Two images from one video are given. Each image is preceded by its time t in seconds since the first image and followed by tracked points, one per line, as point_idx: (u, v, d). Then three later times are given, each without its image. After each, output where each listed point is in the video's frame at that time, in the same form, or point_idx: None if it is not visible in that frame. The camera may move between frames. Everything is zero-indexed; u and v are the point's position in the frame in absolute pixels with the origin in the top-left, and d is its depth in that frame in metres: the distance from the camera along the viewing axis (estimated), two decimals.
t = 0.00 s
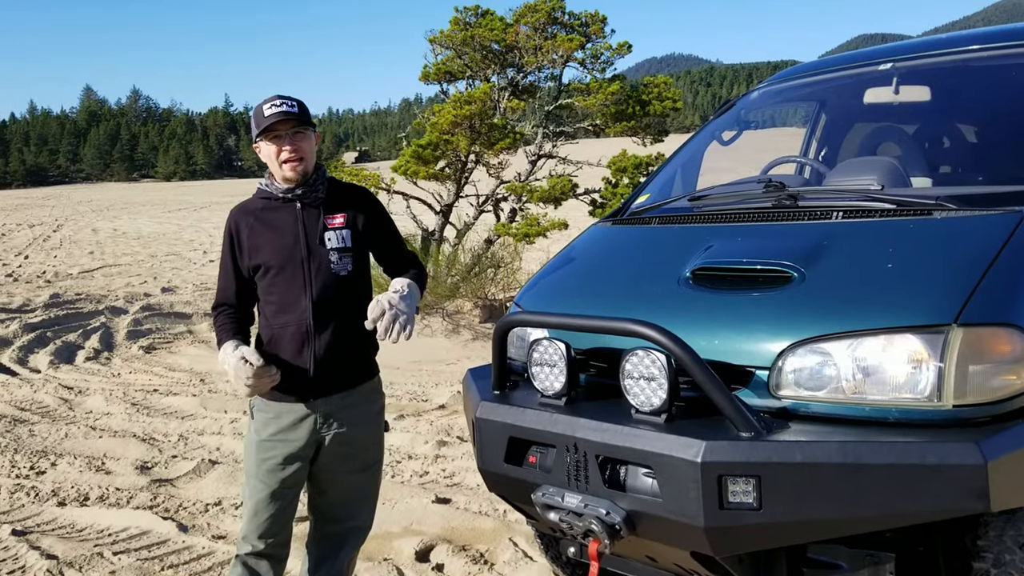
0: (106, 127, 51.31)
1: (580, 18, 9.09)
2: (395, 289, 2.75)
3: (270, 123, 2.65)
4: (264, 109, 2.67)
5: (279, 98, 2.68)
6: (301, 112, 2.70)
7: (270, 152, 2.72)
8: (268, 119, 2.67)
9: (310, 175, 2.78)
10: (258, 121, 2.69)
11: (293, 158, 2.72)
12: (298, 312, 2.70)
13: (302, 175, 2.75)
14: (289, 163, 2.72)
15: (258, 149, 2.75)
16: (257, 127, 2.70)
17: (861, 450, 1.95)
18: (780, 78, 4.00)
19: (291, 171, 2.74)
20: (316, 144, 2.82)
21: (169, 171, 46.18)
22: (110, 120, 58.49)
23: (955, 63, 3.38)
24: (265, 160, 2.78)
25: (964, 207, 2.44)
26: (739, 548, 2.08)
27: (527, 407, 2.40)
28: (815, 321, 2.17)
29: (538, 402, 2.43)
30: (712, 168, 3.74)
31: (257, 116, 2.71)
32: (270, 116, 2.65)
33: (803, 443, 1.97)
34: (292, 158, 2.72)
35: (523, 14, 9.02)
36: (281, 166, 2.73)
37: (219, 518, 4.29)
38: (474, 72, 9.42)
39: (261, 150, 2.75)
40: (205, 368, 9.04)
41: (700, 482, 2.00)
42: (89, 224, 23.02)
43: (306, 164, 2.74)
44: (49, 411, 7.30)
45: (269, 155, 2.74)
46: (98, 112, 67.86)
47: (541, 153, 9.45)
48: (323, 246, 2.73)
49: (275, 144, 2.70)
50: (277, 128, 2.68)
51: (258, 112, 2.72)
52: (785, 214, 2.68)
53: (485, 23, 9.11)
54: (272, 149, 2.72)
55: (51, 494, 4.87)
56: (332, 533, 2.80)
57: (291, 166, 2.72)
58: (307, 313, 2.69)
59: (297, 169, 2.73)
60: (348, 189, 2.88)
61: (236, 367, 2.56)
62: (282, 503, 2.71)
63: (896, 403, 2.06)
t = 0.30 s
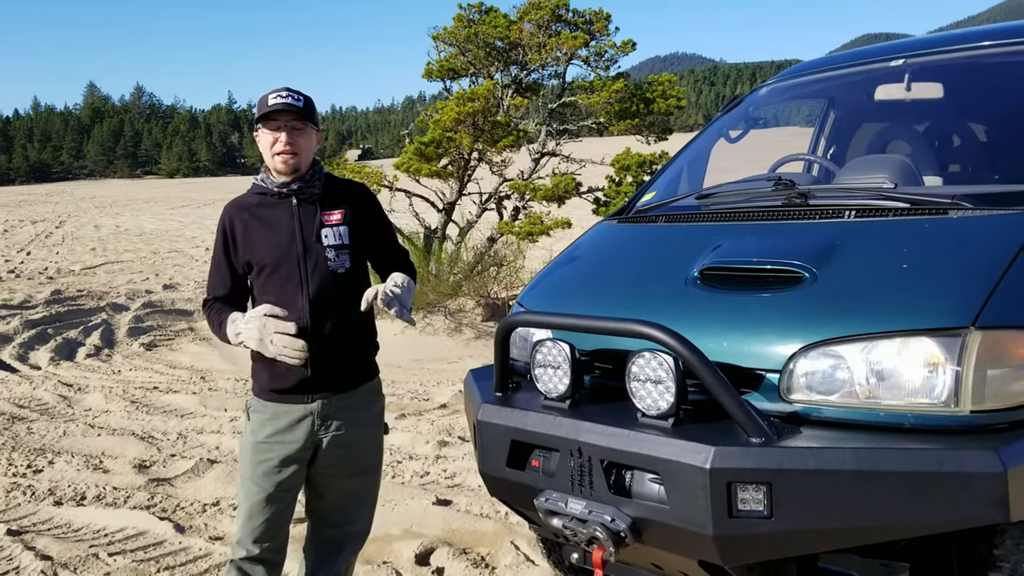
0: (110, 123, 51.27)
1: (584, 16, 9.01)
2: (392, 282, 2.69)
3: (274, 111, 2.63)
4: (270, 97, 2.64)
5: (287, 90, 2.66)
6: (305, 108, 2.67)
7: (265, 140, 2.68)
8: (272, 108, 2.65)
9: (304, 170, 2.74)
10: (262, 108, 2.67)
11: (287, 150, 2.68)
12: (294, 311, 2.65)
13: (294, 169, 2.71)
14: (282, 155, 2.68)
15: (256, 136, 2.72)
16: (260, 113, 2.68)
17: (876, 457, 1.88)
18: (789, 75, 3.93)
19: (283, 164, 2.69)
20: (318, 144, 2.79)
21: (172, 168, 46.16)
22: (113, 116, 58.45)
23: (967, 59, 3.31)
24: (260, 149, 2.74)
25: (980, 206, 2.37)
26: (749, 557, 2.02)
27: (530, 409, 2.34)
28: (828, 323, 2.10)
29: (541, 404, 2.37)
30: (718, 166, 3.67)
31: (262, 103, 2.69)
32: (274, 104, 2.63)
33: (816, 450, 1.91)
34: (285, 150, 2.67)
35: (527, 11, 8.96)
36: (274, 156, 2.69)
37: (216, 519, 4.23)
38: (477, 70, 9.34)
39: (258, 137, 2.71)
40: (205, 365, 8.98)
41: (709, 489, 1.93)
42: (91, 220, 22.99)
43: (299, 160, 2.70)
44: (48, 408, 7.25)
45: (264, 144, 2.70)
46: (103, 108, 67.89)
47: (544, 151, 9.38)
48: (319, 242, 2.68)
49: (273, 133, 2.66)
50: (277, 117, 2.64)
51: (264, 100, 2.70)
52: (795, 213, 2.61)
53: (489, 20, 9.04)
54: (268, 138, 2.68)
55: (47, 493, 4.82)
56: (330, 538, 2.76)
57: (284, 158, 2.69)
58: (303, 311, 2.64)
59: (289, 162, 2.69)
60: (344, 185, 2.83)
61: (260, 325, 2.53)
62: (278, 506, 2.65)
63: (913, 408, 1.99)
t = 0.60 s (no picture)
0: (113, 124, 51.25)
1: (586, 14, 8.92)
2: (381, 317, 2.66)
3: (286, 108, 2.59)
4: (283, 92, 2.61)
5: (302, 90, 2.62)
6: (317, 110, 2.64)
7: (268, 134, 2.64)
8: (284, 104, 2.60)
9: (300, 171, 2.71)
10: (272, 101, 2.62)
11: (288, 148, 2.65)
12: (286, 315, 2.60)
13: (290, 168, 2.68)
14: (283, 152, 2.65)
15: (258, 124, 2.68)
16: (269, 106, 2.63)
17: (896, 471, 1.79)
18: (797, 71, 3.83)
19: (282, 160, 2.66)
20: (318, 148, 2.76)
21: (174, 169, 46.12)
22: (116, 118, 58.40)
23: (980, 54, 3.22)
24: (258, 140, 2.69)
25: (1000, 206, 2.28)
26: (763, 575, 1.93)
27: (532, 419, 2.24)
28: (845, 328, 2.01)
29: (543, 413, 2.28)
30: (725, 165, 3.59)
31: (273, 96, 2.64)
32: (287, 102, 2.59)
33: (833, 463, 1.82)
34: (286, 147, 2.64)
35: (529, 10, 8.87)
36: (273, 150, 2.66)
37: (212, 527, 4.15)
38: (479, 69, 9.25)
39: (261, 127, 2.66)
40: (205, 367, 8.89)
41: (720, 504, 1.84)
42: (93, 222, 22.92)
43: (297, 160, 2.68)
44: (45, 412, 7.17)
45: (265, 136, 2.65)
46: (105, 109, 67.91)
47: (546, 151, 9.29)
48: (313, 244, 2.64)
49: (279, 129, 2.62)
50: (287, 114, 2.61)
51: (274, 93, 2.65)
52: (807, 213, 2.52)
53: (491, 20, 8.96)
54: (272, 132, 2.63)
55: (42, 500, 4.73)
56: (325, 550, 2.71)
57: (283, 155, 2.66)
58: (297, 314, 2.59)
59: (288, 160, 2.67)
60: (338, 187, 2.81)
61: (301, 323, 2.39)
62: (271, 519, 2.58)
63: (934, 418, 1.90)
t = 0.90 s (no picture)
0: (114, 123, 51.15)
1: (588, 13, 8.84)
2: (372, 324, 2.58)
3: (281, 102, 2.49)
4: (277, 86, 2.52)
5: (296, 82, 2.53)
6: (313, 104, 2.55)
7: (265, 131, 2.54)
8: (279, 98, 2.51)
9: (298, 168, 2.61)
10: (266, 96, 2.52)
11: (286, 145, 2.55)
12: (281, 316, 2.50)
13: (289, 165, 2.59)
14: (281, 149, 2.55)
15: (252, 121, 2.58)
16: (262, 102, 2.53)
17: (918, 484, 1.70)
18: (806, 66, 3.73)
19: (281, 157, 2.56)
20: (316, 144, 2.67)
21: (175, 168, 46.02)
22: (117, 117, 58.30)
23: (994, 49, 3.12)
24: (254, 138, 2.59)
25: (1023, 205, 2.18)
26: None
27: (534, 425, 2.15)
28: (864, 333, 1.91)
29: (545, 420, 2.19)
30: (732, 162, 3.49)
31: (266, 91, 2.54)
32: (282, 95, 2.49)
33: (851, 475, 1.73)
34: (283, 144, 2.54)
35: (530, 9, 8.78)
36: (270, 147, 2.56)
37: (206, 532, 4.06)
38: (480, 68, 9.17)
39: (256, 125, 2.56)
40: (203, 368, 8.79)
41: (732, 517, 1.76)
42: (94, 220, 22.85)
43: (295, 157, 2.58)
44: (41, 412, 7.08)
45: (262, 134, 2.56)
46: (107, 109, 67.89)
47: (547, 150, 9.20)
48: (310, 244, 2.56)
49: (275, 125, 2.53)
50: (283, 109, 2.51)
51: (267, 88, 2.56)
52: (819, 212, 2.43)
53: (492, 19, 8.87)
54: (268, 129, 2.54)
55: (34, 503, 4.64)
56: (319, 560, 2.65)
57: (281, 153, 2.56)
58: (291, 317, 2.50)
59: (286, 157, 2.57)
60: (335, 186, 2.74)
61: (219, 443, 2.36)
62: (262, 529, 2.53)
63: (954, 428, 1.82)
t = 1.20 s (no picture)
0: (116, 121, 51.08)
1: (591, 11, 8.77)
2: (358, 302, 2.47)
3: (299, 107, 2.45)
4: (290, 88, 2.46)
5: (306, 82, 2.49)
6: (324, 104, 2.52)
7: (279, 134, 2.49)
8: (294, 101, 2.45)
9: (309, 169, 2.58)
10: (279, 99, 2.46)
11: (302, 149, 2.52)
12: (274, 319, 2.45)
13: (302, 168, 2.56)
14: (298, 154, 2.52)
15: (262, 123, 2.51)
16: (275, 104, 2.47)
17: (942, 493, 1.64)
18: (817, 62, 3.66)
19: (297, 162, 2.53)
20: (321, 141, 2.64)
21: (177, 167, 45.98)
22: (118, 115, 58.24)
23: (1010, 45, 3.05)
24: (263, 139, 2.53)
25: None
26: None
27: (540, 430, 2.09)
28: (884, 336, 1.85)
29: (552, 425, 2.13)
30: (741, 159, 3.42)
31: (277, 92, 2.47)
32: (298, 100, 2.44)
33: (871, 484, 1.68)
34: (302, 148, 2.51)
35: (533, 7, 8.72)
36: (288, 152, 2.51)
37: (206, 535, 4.01)
38: (482, 66, 9.10)
39: (268, 128, 2.50)
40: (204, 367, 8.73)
41: (747, 527, 1.71)
42: (95, 219, 22.78)
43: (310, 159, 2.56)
44: (40, 412, 7.02)
45: (274, 137, 2.50)
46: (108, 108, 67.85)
47: (549, 149, 9.13)
48: (307, 245, 2.50)
49: (291, 129, 2.48)
50: (301, 114, 2.47)
51: (276, 88, 2.49)
52: (834, 211, 2.37)
53: (494, 16, 8.79)
54: (283, 133, 2.49)
55: (31, 505, 4.58)
56: (318, 566, 2.59)
57: (299, 157, 2.52)
58: (283, 319, 2.45)
59: (302, 161, 2.54)
60: (337, 184, 2.66)
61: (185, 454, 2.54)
62: (258, 534, 2.49)
63: (977, 435, 1.76)
